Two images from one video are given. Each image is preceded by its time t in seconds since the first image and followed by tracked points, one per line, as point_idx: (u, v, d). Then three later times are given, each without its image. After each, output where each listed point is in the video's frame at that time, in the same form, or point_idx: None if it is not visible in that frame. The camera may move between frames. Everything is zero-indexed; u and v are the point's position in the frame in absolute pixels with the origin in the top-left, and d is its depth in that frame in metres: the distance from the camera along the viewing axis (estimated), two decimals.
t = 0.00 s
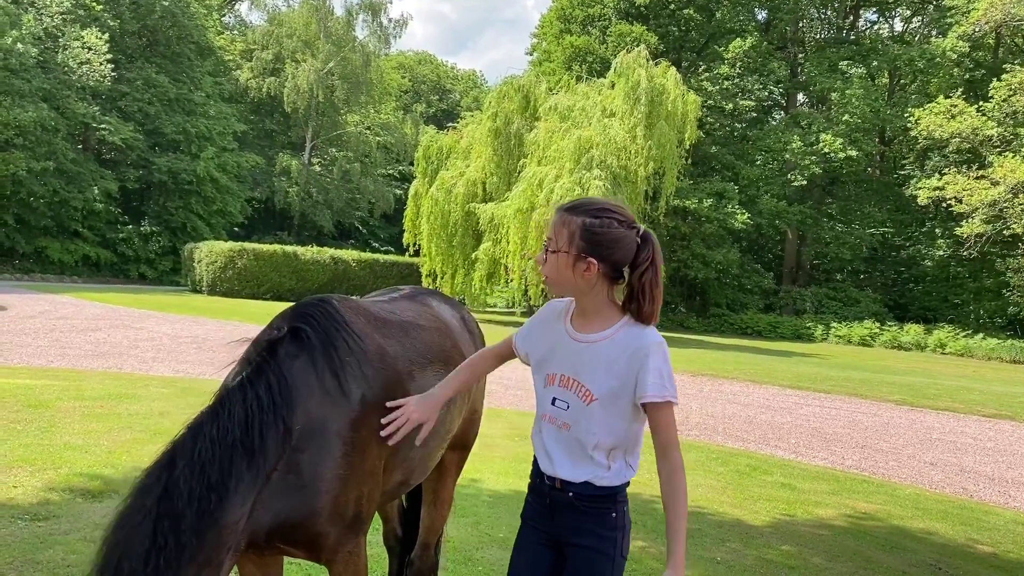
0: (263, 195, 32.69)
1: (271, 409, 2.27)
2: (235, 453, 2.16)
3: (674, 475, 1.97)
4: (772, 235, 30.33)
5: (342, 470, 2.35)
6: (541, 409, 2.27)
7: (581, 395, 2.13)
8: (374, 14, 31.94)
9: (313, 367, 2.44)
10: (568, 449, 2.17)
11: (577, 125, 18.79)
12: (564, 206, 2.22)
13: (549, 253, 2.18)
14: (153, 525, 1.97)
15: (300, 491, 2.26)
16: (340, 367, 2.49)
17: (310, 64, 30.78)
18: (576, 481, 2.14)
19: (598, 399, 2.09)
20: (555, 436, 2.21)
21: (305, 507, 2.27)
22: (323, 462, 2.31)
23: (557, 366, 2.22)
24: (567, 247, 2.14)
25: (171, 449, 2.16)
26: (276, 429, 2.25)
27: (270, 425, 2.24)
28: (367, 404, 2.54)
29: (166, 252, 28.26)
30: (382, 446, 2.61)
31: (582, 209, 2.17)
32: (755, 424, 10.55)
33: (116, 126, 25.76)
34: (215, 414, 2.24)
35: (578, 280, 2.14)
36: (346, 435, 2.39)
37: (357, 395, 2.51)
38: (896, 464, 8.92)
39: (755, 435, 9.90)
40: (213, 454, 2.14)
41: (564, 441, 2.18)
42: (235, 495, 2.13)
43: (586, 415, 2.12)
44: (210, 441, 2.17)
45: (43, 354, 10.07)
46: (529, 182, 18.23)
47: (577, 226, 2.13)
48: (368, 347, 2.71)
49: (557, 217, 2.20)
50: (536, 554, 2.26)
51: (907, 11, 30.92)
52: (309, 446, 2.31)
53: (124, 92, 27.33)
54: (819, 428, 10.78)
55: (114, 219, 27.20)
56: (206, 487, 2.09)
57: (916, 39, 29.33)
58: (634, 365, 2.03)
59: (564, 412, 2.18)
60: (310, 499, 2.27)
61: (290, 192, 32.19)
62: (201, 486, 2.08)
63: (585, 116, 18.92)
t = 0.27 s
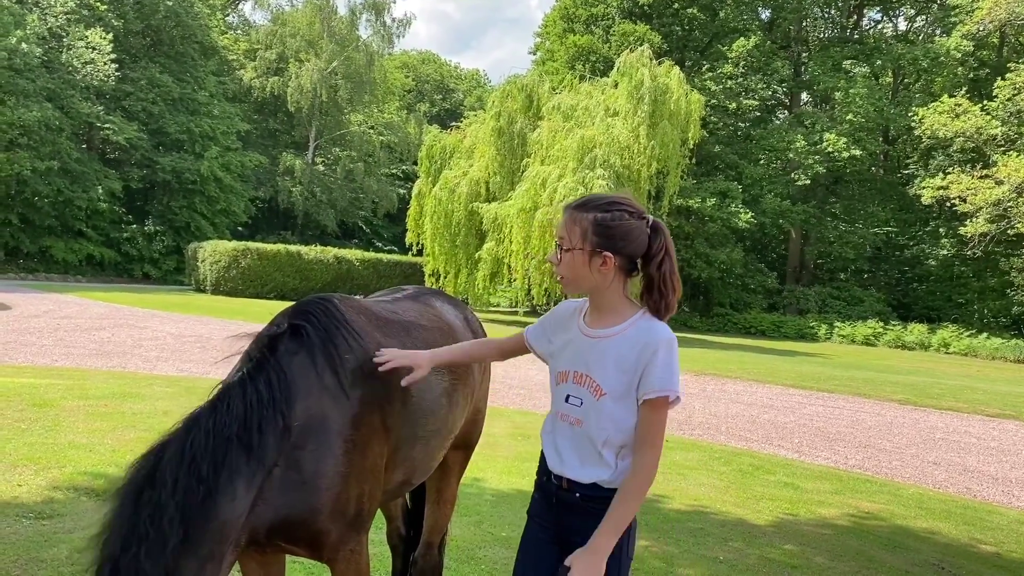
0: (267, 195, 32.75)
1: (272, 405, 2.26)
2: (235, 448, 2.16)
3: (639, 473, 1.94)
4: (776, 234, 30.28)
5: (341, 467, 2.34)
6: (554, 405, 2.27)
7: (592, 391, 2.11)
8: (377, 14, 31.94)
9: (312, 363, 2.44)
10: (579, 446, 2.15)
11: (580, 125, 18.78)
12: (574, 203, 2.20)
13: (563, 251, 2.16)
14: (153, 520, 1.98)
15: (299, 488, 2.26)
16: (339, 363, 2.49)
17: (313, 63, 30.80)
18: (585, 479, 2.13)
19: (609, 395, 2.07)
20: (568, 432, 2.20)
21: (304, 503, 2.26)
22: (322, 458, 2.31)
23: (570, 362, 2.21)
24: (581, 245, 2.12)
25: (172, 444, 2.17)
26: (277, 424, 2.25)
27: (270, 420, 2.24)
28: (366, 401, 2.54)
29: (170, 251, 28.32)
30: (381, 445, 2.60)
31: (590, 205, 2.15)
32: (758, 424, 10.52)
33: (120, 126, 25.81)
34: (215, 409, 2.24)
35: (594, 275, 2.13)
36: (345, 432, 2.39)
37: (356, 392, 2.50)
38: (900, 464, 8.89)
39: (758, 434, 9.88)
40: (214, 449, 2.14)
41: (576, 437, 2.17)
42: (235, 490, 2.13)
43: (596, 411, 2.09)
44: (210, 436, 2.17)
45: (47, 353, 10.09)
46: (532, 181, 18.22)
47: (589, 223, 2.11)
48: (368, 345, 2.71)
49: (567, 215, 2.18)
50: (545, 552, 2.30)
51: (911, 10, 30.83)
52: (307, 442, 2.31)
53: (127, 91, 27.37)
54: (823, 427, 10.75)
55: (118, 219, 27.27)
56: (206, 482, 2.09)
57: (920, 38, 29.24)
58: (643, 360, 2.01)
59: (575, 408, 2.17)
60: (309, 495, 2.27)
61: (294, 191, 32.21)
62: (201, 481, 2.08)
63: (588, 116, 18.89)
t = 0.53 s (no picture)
0: (271, 194, 32.82)
1: (284, 406, 2.25)
2: (251, 449, 2.14)
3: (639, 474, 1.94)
4: (779, 234, 30.23)
5: (347, 469, 2.35)
6: (543, 402, 2.23)
7: (589, 388, 2.09)
8: (381, 13, 31.96)
9: (321, 365, 2.42)
10: (568, 443, 2.13)
11: (583, 124, 18.76)
12: (577, 203, 2.19)
13: (566, 250, 2.15)
14: (173, 523, 1.94)
15: (308, 489, 2.26)
16: (346, 364, 2.48)
17: (317, 63, 30.83)
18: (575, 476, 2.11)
19: (607, 394, 2.05)
20: (559, 429, 2.16)
21: (311, 504, 2.26)
22: (330, 460, 2.31)
23: (564, 359, 2.18)
24: (584, 244, 2.11)
25: (185, 447, 2.13)
26: (289, 426, 2.24)
27: (283, 421, 2.22)
28: (371, 401, 2.53)
29: (174, 251, 28.40)
30: (386, 445, 2.60)
31: (593, 204, 2.15)
32: (761, 424, 10.50)
33: (124, 126, 25.86)
34: (230, 410, 2.21)
35: (594, 273, 2.12)
36: (352, 434, 2.39)
37: (361, 393, 2.50)
38: (903, 464, 8.86)
39: (762, 434, 9.86)
40: (229, 451, 2.11)
41: (567, 434, 2.14)
42: (249, 493, 2.11)
43: (592, 409, 2.07)
44: (226, 438, 2.13)
45: (51, 353, 10.11)
46: (535, 180, 18.20)
47: (593, 223, 2.11)
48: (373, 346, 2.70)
49: (570, 214, 2.17)
50: (528, 550, 2.29)
51: (916, 9, 30.74)
52: (317, 444, 2.30)
53: (132, 91, 27.43)
54: (826, 427, 10.72)
55: (122, 218, 27.34)
56: (224, 485, 2.06)
57: (924, 38, 29.16)
58: (644, 363, 2.01)
59: (568, 405, 2.14)
60: (317, 496, 2.27)
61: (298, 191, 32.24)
62: (219, 485, 2.06)
63: (592, 115, 18.88)
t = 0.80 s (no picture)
0: (275, 194, 32.87)
1: (289, 407, 2.24)
2: (256, 450, 2.13)
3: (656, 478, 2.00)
4: (783, 233, 30.16)
5: (352, 469, 2.34)
6: (538, 402, 2.22)
7: (585, 387, 2.09)
8: (385, 13, 31.96)
9: (326, 365, 2.42)
10: (560, 442, 2.12)
11: (587, 124, 18.73)
12: (577, 201, 2.18)
13: (564, 250, 2.14)
14: (174, 523, 1.93)
15: (313, 489, 2.26)
16: (352, 364, 2.48)
17: (321, 63, 30.85)
18: (566, 475, 2.09)
19: (603, 393, 2.06)
20: (553, 429, 2.15)
21: (317, 504, 2.26)
22: (335, 460, 2.31)
23: (560, 359, 2.18)
24: (584, 244, 2.10)
25: (189, 447, 2.12)
26: (293, 426, 2.23)
27: (287, 422, 2.22)
28: (378, 401, 2.52)
29: (178, 250, 28.47)
30: (392, 445, 2.59)
31: (591, 204, 2.14)
32: (765, 423, 10.47)
33: (129, 126, 25.93)
34: (235, 410, 2.20)
35: (592, 273, 2.10)
36: (357, 434, 2.39)
37: (368, 392, 2.49)
38: (908, 464, 8.82)
39: (766, 433, 9.84)
40: (232, 452, 2.10)
41: (560, 432, 2.13)
42: (255, 493, 2.10)
43: (588, 408, 2.07)
44: (232, 439, 2.13)
45: (56, 352, 10.13)
46: (539, 180, 18.18)
47: (592, 223, 2.10)
48: (378, 346, 2.70)
49: (569, 215, 2.16)
50: (518, 553, 2.23)
51: (920, 8, 30.65)
52: (321, 443, 2.30)
53: (136, 91, 27.49)
54: (830, 427, 10.68)
55: (127, 218, 27.39)
56: (228, 487, 2.06)
57: (929, 36, 29.04)
58: (642, 364, 2.02)
59: (562, 404, 2.14)
60: (323, 496, 2.27)
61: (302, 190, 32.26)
62: (224, 485, 2.05)
63: (595, 114, 18.84)
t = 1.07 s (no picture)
0: (278, 194, 32.93)
1: (298, 405, 2.23)
2: (268, 449, 2.12)
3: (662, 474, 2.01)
4: (787, 233, 30.12)
5: (361, 466, 2.34)
6: (537, 401, 2.19)
7: (586, 385, 2.07)
8: (388, 13, 31.99)
9: (333, 363, 2.42)
10: (563, 441, 2.10)
11: (590, 123, 18.71)
12: (589, 196, 2.18)
13: (583, 242, 2.11)
14: (197, 523, 1.90)
15: (324, 489, 2.25)
16: (357, 363, 2.47)
17: (325, 63, 30.89)
18: (570, 474, 2.07)
19: (605, 390, 2.05)
20: (554, 428, 2.12)
21: (328, 503, 2.25)
22: (344, 458, 2.30)
23: (559, 358, 2.15)
24: (604, 238, 2.10)
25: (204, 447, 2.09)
26: (303, 425, 2.23)
27: (296, 419, 2.22)
28: (382, 398, 2.53)
29: (182, 250, 28.55)
30: (397, 443, 2.59)
31: (609, 201, 2.15)
32: (768, 423, 10.43)
33: (133, 125, 25.98)
34: (245, 410, 2.18)
35: (605, 267, 2.11)
36: (364, 432, 2.39)
37: (373, 390, 2.49)
38: (912, 464, 8.79)
39: (769, 433, 9.81)
40: (250, 452, 2.09)
41: (562, 432, 2.10)
42: (270, 492, 2.09)
43: (591, 407, 2.06)
44: (244, 439, 2.11)
45: (60, 351, 10.16)
46: (542, 179, 18.19)
47: (612, 218, 2.11)
48: (381, 343, 2.69)
49: (586, 207, 2.14)
50: (521, 552, 2.21)
51: (924, 7, 30.57)
52: (331, 441, 2.29)
53: (140, 91, 27.54)
54: (834, 426, 10.65)
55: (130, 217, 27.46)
56: (244, 485, 2.03)
57: (933, 35, 28.97)
58: (642, 360, 2.02)
59: (563, 403, 2.11)
60: (333, 494, 2.26)
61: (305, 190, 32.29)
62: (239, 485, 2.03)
63: (599, 114, 18.81)
